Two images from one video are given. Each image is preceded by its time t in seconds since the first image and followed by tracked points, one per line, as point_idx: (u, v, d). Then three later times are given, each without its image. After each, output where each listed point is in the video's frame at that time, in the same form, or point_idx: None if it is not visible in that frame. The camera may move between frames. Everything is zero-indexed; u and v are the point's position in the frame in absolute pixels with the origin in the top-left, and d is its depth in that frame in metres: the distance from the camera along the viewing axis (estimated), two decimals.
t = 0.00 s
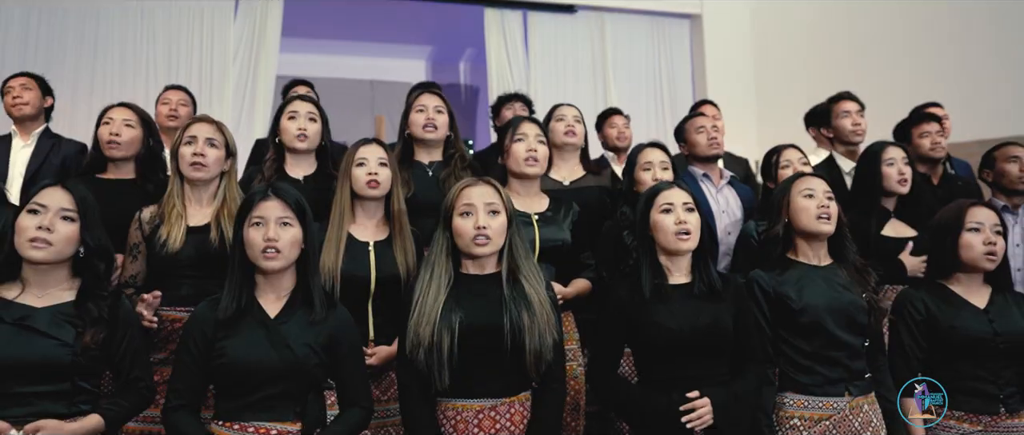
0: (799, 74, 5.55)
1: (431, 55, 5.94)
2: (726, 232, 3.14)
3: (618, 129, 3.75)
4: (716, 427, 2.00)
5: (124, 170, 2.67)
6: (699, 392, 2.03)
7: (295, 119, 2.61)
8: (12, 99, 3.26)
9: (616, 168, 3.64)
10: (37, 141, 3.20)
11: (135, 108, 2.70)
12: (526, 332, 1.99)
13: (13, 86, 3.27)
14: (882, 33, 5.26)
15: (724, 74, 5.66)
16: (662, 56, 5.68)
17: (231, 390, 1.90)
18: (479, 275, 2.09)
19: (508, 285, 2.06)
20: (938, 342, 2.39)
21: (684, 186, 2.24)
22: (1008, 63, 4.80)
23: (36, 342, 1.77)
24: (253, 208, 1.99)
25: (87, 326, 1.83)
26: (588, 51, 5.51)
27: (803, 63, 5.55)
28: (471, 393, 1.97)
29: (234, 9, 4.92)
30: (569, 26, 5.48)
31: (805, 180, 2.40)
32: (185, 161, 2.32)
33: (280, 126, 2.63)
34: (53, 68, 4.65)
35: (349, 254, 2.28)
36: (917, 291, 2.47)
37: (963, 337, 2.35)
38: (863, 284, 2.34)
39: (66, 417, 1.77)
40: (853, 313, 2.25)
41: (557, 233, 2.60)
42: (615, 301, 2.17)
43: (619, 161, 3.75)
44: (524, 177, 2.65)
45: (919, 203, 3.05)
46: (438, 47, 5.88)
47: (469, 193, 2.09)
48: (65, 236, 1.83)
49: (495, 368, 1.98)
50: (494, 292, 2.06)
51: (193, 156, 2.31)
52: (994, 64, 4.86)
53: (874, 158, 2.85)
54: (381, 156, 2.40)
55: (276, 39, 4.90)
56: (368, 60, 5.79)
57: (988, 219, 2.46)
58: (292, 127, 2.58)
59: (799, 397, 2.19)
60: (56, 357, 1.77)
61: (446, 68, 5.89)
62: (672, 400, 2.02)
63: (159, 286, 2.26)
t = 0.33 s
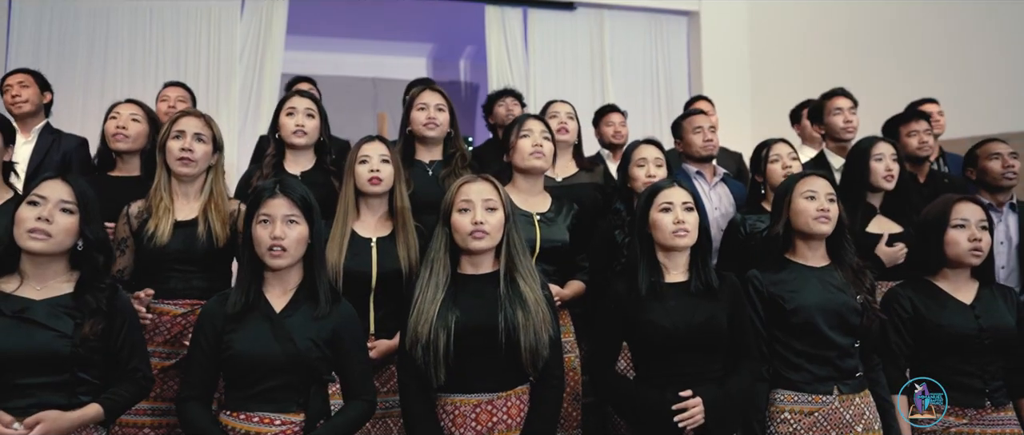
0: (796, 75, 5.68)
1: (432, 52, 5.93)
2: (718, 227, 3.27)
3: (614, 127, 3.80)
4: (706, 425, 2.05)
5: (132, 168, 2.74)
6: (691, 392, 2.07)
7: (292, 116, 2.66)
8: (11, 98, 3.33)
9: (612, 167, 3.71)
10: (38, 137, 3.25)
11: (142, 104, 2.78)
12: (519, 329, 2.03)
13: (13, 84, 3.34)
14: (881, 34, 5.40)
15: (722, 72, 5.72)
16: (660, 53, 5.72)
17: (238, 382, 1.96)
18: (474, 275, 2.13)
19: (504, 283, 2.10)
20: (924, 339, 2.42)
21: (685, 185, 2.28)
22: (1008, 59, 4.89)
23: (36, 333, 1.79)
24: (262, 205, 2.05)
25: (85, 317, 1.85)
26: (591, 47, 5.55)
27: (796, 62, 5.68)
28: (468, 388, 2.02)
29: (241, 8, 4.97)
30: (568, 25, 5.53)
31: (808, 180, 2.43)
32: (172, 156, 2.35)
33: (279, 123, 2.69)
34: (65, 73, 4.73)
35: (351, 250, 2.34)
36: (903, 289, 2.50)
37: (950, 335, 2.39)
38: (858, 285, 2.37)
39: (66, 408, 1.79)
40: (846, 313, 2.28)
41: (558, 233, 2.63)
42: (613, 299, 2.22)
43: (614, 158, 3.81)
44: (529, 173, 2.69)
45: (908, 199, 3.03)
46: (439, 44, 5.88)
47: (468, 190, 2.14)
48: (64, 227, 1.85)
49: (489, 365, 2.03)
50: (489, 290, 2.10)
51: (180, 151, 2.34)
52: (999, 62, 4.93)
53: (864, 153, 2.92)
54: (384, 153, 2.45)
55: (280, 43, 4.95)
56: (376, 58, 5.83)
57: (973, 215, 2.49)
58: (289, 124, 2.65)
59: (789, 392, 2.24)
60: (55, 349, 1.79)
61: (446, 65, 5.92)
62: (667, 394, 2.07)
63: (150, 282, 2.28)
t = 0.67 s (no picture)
0: (797, 75, 5.75)
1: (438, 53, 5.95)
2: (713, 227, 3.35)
3: (604, 126, 3.85)
4: (704, 416, 2.10)
5: (136, 164, 2.78)
6: (691, 384, 2.11)
7: (290, 108, 2.65)
8: (22, 91, 3.36)
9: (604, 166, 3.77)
10: (45, 132, 3.28)
11: (149, 100, 2.82)
12: (518, 322, 2.08)
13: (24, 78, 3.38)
14: (884, 32, 5.44)
15: (723, 73, 5.78)
16: (661, 55, 5.81)
17: (244, 372, 2.01)
18: (472, 268, 2.18)
19: (502, 275, 2.15)
20: (918, 336, 2.48)
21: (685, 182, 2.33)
22: (1011, 58, 4.94)
23: (41, 324, 1.82)
24: (270, 200, 2.10)
25: (89, 307, 1.88)
26: (593, 48, 5.66)
27: (795, 64, 5.74)
28: (468, 379, 2.07)
29: (250, 8, 5.04)
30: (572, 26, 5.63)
31: (811, 176, 2.48)
32: (169, 152, 2.35)
33: (277, 116, 2.67)
34: (79, 75, 4.78)
35: (354, 246, 2.39)
36: (898, 289, 2.56)
37: (941, 333, 2.45)
38: (857, 283, 2.40)
39: (71, 394, 1.83)
40: (843, 308, 2.33)
41: (559, 233, 2.67)
42: (612, 294, 2.28)
43: (607, 157, 3.89)
44: (533, 172, 2.73)
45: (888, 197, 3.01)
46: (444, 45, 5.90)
47: (467, 182, 2.18)
48: (68, 219, 1.88)
49: (487, 357, 2.08)
50: (488, 283, 2.14)
51: (177, 148, 2.34)
52: (1002, 62, 4.98)
53: (843, 152, 2.97)
54: (384, 149, 2.50)
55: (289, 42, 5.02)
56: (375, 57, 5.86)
57: (968, 216, 2.55)
58: (286, 116, 2.63)
59: (784, 382, 2.29)
60: (60, 338, 1.82)
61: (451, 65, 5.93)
62: (664, 386, 2.11)
63: (151, 278, 2.28)
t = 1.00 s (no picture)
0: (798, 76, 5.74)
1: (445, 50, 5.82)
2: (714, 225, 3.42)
3: (599, 125, 3.91)
4: (693, 403, 2.15)
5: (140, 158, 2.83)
6: (680, 370, 2.17)
7: (296, 109, 2.70)
8: (36, 90, 3.43)
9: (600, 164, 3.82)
10: (59, 130, 3.37)
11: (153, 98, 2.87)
12: (527, 312, 2.15)
13: (41, 77, 3.45)
14: (884, 32, 5.49)
15: (726, 71, 5.82)
16: (667, 55, 5.89)
17: (252, 360, 2.08)
18: (481, 257, 2.24)
19: (510, 268, 2.22)
20: (918, 329, 2.54)
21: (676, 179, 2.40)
22: (1007, 57, 5.08)
23: (59, 315, 1.87)
24: (279, 194, 2.17)
25: (105, 299, 1.94)
26: (600, 45, 5.75)
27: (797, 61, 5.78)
28: (473, 367, 2.12)
29: (262, 5, 5.17)
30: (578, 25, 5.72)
31: (805, 174, 2.54)
32: (179, 148, 2.40)
33: (284, 117, 2.73)
34: (95, 67, 4.88)
35: (359, 240, 2.46)
36: (898, 282, 2.61)
37: (940, 326, 2.51)
38: (846, 276, 2.47)
39: (86, 382, 1.89)
40: (833, 301, 2.40)
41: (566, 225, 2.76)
42: (603, 285, 2.34)
43: (603, 155, 3.92)
44: (536, 169, 2.79)
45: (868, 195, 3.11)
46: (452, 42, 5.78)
47: (476, 178, 2.24)
48: (83, 213, 1.94)
49: (499, 347, 2.14)
50: (497, 273, 2.21)
51: (188, 143, 2.39)
52: (999, 62, 5.10)
53: (826, 150, 3.07)
54: (387, 147, 2.56)
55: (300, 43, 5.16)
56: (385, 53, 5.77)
57: (967, 212, 2.60)
58: (292, 116, 2.68)
59: (774, 372, 2.36)
60: (78, 328, 1.88)
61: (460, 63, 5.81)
62: (659, 375, 2.17)
63: (163, 273, 2.35)
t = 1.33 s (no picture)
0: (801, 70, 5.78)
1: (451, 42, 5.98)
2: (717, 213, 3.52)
3: (596, 119, 3.95)
4: (691, 388, 2.24)
5: (155, 155, 2.79)
6: (678, 357, 2.26)
7: (309, 105, 2.79)
8: (56, 86, 3.54)
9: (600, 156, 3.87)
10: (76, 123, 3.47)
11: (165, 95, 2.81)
12: (545, 308, 2.23)
13: (59, 73, 3.55)
14: (885, 28, 5.55)
15: (731, 64, 5.91)
16: (673, 48, 5.98)
17: (268, 348, 2.16)
18: (500, 253, 2.31)
19: (530, 262, 2.29)
20: (912, 317, 2.63)
21: (666, 178, 2.48)
22: (1009, 56, 5.15)
23: (92, 301, 1.97)
24: (292, 189, 2.27)
25: (134, 285, 2.03)
26: (607, 36, 5.85)
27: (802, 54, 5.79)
28: (492, 357, 2.17)
29: None
30: (586, 17, 5.81)
31: (795, 171, 2.62)
32: (202, 142, 2.49)
33: (297, 114, 2.82)
34: (106, 54, 4.99)
35: (370, 231, 2.55)
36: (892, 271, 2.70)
37: (933, 314, 2.59)
38: (835, 268, 2.58)
39: (119, 365, 1.98)
40: (824, 292, 2.50)
41: (575, 217, 2.85)
42: (601, 281, 2.40)
43: (601, 148, 4.00)
44: (543, 167, 2.89)
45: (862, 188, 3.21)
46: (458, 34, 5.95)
47: (496, 175, 2.31)
48: (111, 203, 2.04)
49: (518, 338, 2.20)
50: (516, 269, 2.28)
51: (210, 137, 2.49)
52: (1000, 58, 5.18)
53: (822, 143, 3.12)
54: (395, 142, 2.64)
55: (311, 33, 5.22)
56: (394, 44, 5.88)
57: (958, 206, 2.68)
58: (306, 113, 2.78)
59: (772, 360, 2.45)
60: (110, 314, 1.98)
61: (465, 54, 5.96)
62: (658, 363, 2.25)
63: (191, 263, 2.43)
